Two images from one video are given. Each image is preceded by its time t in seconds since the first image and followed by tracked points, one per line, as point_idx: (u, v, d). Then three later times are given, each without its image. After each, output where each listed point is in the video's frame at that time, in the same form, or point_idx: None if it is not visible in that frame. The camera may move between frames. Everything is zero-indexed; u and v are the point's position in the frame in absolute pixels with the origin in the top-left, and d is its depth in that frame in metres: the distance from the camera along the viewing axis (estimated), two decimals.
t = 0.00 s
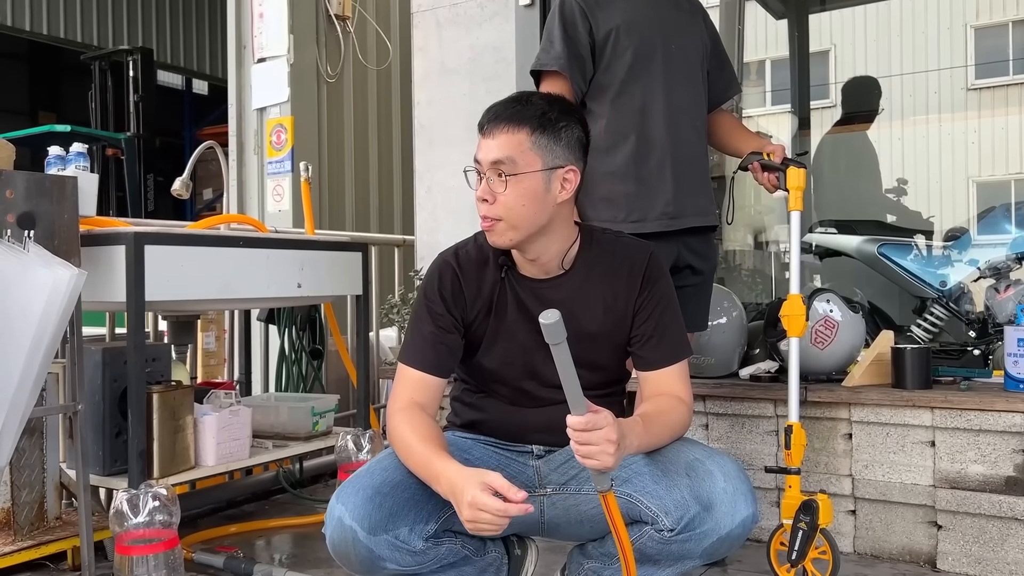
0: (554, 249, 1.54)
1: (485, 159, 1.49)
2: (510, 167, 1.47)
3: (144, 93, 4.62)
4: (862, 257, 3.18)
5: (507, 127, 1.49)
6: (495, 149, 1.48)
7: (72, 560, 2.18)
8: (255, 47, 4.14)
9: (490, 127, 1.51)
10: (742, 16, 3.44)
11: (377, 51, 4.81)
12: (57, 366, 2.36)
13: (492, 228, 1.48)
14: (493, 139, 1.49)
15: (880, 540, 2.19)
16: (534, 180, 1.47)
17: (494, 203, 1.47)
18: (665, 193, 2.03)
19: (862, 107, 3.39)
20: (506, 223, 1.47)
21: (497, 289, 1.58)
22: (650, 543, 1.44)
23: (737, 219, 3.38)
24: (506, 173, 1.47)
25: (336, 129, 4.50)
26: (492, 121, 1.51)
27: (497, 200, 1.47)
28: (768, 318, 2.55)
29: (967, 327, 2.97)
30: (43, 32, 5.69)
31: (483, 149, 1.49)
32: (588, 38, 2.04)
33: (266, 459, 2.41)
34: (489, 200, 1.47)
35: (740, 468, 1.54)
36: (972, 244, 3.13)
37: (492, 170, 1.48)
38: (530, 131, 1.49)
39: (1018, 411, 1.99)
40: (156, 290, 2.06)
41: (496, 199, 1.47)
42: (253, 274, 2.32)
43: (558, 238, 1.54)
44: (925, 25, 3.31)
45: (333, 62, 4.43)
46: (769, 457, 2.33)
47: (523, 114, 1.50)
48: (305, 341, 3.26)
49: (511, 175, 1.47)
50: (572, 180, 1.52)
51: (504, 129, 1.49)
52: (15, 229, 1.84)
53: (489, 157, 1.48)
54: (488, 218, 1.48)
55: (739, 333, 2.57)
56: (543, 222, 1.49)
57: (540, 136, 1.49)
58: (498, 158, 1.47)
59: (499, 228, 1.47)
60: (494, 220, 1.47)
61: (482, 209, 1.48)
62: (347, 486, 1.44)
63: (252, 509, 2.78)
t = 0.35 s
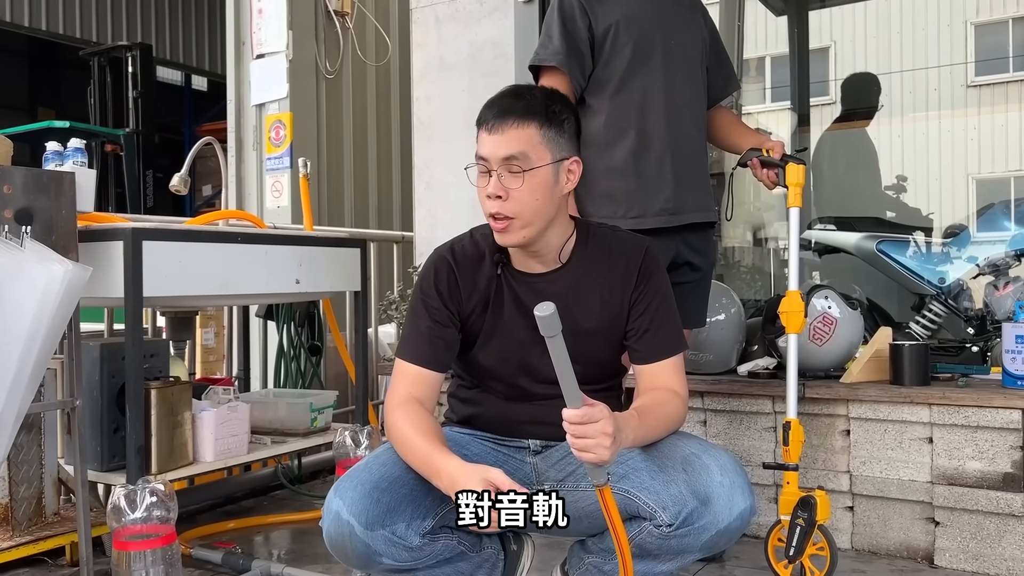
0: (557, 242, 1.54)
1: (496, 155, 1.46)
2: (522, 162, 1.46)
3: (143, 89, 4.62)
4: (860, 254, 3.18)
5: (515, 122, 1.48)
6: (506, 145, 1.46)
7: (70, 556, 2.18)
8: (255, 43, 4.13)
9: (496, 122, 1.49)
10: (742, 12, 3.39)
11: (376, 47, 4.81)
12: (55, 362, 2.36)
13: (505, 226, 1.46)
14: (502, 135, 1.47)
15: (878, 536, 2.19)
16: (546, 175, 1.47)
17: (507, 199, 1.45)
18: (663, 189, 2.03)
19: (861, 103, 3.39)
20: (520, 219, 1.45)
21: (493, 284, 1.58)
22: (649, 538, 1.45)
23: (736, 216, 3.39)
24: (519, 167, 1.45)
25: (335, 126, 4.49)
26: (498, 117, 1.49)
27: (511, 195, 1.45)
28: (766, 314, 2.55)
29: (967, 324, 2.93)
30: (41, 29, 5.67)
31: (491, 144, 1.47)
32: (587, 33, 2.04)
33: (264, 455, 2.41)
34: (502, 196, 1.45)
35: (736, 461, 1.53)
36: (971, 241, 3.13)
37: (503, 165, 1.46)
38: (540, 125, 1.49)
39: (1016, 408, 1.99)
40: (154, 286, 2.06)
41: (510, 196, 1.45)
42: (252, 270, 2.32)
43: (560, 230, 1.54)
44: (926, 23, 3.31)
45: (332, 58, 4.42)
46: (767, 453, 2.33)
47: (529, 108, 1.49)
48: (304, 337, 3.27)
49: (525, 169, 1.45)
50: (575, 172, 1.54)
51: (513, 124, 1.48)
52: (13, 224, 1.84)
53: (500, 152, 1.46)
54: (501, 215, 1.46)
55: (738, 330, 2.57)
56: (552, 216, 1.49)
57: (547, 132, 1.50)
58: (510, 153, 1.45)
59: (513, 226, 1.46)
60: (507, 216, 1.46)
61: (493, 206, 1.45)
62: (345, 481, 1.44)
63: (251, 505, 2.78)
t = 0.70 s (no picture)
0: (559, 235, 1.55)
1: (536, 150, 1.44)
2: (559, 159, 1.45)
3: (141, 86, 4.61)
4: (859, 253, 3.17)
5: (548, 118, 1.47)
6: (546, 140, 1.44)
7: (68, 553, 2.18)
8: (253, 40, 4.12)
9: (529, 117, 1.46)
10: (741, 11, 3.40)
11: (374, 44, 4.80)
12: (53, 359, 2.35)
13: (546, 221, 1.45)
14: (539, 130, 1.45)
15: (875, 534, 2.20)
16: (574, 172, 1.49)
17: (549, 195, 1.44)
18: (661, 187, 2.03)
19: (859, 102, 3.39)
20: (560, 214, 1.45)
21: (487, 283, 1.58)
22: (647, 536, 1.45)
23: (734, 214, 3.39)
24: (560, 164, 1.45)
25: (333, 122, 4.49)
26: (528, 112, 1.47)
27: (553, 190, 1.44)
28: (764, 313, 2.55)
29: (964, 323, 2.94)
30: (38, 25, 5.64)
31: (529, 140, 1.44)
32: (586, 32, 2.05)
33: (261, 452, 2.41)
34: (545, 191, 1.43)
35: (734, 460, 1.54)
36: (968, 240, 3.14)
37: (543, 161, 1.44)
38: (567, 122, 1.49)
39: (1013, 407, 1.99)
40: (152, 283, 2.06)
41: (553, 191, 1.44)
42: (249, 267, 2.32)
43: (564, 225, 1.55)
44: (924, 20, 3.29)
45: (331, 54, 4.42)
46: (765, 452, 2.34)
47: (553, 104, 1.50)
48: (302, 334, 3.26)
49: (565, 165, 1.45)
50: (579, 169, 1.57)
51: (547, 120, 1.47)
52: (10, 221, 1.83)
53: (540, 148, 1.43)
54: (542, 210, 1.44)
55: (735, 328, 2.58)
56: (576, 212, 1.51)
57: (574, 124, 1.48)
58: (551, 149, 1.44)
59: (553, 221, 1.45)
60: (546, 211, 1.45)
61: (536, 201, 1.43)
62: (341, 482, 1.45)
63: (249, 502, 2.78)
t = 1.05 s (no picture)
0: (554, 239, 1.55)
1: (532, 161, 1.43)
2: (555, 169, 1.45)
3: (136, 82, 4.60)
4: (853, 253, 3.19)
5: (546, 127, 1.46)
6: (542, 150, 1.44)
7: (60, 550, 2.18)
8: (249, 36, 4.11)
9: (526, 126, 1.45)
10: (737, 11, 3.41)
11: (371, 41, 4.80)
12: (45, 356, 2.35)
13: (540, 229, 1.45)
14: (536, 140, 1.44)
15: (867, 534, 2.20)
16: (570, 182, 1.49)
17: (544, 205, 1.44)
18: (656, 186, 2.03)
19: (855, 102, 3.40)
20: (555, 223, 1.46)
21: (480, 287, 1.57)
22: (636, 532, 1.45)
23: (730, 214, 3.39)
24: (555, 174, 1.44)
25: (329, 120, 4.48)
26: (526, 121, 1.46)
27: (548, 200, 1.44)
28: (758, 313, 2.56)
29: (958, 324, 2.93)
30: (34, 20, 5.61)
31: (524, 150, 1.43)
32: (582, 32, 2.04)
33: (255, 450, 2.41)
34: (540, 202, 1.43)
35: (726, 460, 1.53)
36: (963, 240, 3.14)
37: (538, 171, 1.43)
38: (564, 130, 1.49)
39: (1006, 408, 2.00)
40: (146, 280, 2.05)
41: (548, 201, 1.44)
42: (243, 264, 2.31)
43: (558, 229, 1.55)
44: (921, 22, 3.31)
45: (327, 52, 4.41)
46: (758, 451, 2.34)
47: (550, 111, 1.49)
48: (296, 332, 3.26)
49: (560, 175, 1.45)
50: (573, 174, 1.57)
51: (544, 129, 1.46)
52: (3, 217, 1.83)
53: (536, 159, 1.43)
54: (537, 220, 1.44)
55: (730, 328, 2.58)
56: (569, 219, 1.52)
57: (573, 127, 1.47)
58: (547, 159, 1.43)
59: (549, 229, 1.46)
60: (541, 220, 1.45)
61: (531, 211, 1.43)
62: (333, 480, 1.45)
63: (242, 500, 2.78)
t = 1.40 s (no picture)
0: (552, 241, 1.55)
1: (518, 156, 1.44)
2: (542, 165, 1.45)
3: (131, 77, 4.58)
4: (847, 253, 3.20)
5: (534, 124, 1.46)
6: (529, 146, 1.44)
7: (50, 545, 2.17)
8: (244, 32, 4.11)
9: (514, 123, 1.46)
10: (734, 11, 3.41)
11: (366, 38, 4.79)
12: (36, 351, 2.34)
13: (527, 225, 1.44)
14: (523, 135, 1.45)
15: (857, 534, 2.20)
16: (561, 180, 1.48)
17: (530, 201, 1.44)
18: (649, 185, 2.03)
19: (850, 102, 3.40)
20: (541, 220, 1.45)
21: (479, 282, 1.58)
22: (626, 534, 1.45)
23: (725, 213, 3.39)
24: (542, 170, 1.45)
25: (324, 116, 4.48)
26: (514, 117, 1.47)
27: (534, 197, 1.44)
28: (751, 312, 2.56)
29: (950, 324, 2.92)
30: (30, 15, 5.58)
31: (511, 146, 1.44)
32: (576, 29, 2.04)
33: (246, 446, 2.41)
34: (525, 198, 1.43)
35: (716, 461, 1.55)
36: (958, 241, 3.15)
37: (524, 167, 1.44)
38: (557, 128, 1.48)
39: (996, 408, 2.00)
40: (137, 276, 2.05)
41: (534, 197, 1.44)
42: (235, 260, 2.30)
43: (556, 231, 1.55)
44: (916, 22, 3.31)
45: (322, 48, 4.40)
46: (750, 450, 2.34)
47: (544, 108, 1.48)
48: (289, 329, 3.26)
49: (548, 172, 1.45)
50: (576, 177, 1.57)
51: (532, 126, 1.46)
52: None
53: (522, 154, 1.44)
54: (523, 215, 1.44)
55: (723, 327, 2.58)
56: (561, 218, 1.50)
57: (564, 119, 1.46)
58: (534, 155, 1.44)
59: (535, 226, 1.45)
60: (528, 215, 1.44)
61: (516, 207, 1.43)
62: (318, 479, 1.44)
63: (234, 496, 2.78)
